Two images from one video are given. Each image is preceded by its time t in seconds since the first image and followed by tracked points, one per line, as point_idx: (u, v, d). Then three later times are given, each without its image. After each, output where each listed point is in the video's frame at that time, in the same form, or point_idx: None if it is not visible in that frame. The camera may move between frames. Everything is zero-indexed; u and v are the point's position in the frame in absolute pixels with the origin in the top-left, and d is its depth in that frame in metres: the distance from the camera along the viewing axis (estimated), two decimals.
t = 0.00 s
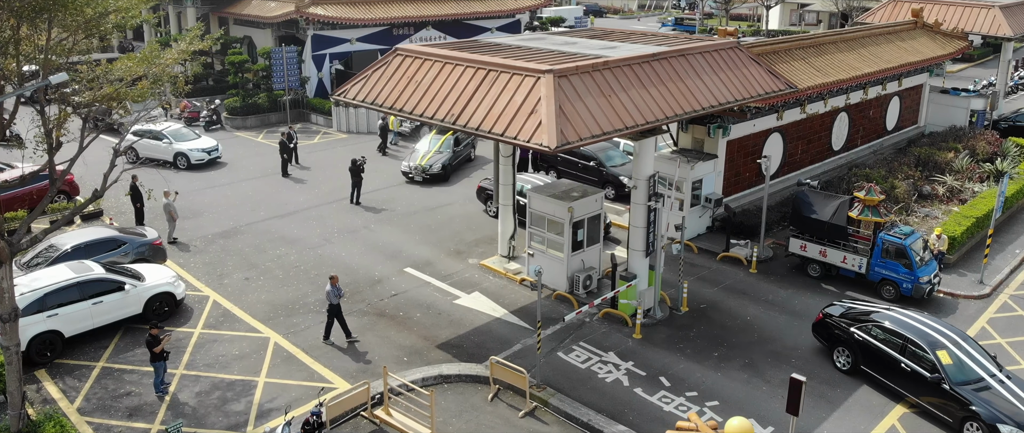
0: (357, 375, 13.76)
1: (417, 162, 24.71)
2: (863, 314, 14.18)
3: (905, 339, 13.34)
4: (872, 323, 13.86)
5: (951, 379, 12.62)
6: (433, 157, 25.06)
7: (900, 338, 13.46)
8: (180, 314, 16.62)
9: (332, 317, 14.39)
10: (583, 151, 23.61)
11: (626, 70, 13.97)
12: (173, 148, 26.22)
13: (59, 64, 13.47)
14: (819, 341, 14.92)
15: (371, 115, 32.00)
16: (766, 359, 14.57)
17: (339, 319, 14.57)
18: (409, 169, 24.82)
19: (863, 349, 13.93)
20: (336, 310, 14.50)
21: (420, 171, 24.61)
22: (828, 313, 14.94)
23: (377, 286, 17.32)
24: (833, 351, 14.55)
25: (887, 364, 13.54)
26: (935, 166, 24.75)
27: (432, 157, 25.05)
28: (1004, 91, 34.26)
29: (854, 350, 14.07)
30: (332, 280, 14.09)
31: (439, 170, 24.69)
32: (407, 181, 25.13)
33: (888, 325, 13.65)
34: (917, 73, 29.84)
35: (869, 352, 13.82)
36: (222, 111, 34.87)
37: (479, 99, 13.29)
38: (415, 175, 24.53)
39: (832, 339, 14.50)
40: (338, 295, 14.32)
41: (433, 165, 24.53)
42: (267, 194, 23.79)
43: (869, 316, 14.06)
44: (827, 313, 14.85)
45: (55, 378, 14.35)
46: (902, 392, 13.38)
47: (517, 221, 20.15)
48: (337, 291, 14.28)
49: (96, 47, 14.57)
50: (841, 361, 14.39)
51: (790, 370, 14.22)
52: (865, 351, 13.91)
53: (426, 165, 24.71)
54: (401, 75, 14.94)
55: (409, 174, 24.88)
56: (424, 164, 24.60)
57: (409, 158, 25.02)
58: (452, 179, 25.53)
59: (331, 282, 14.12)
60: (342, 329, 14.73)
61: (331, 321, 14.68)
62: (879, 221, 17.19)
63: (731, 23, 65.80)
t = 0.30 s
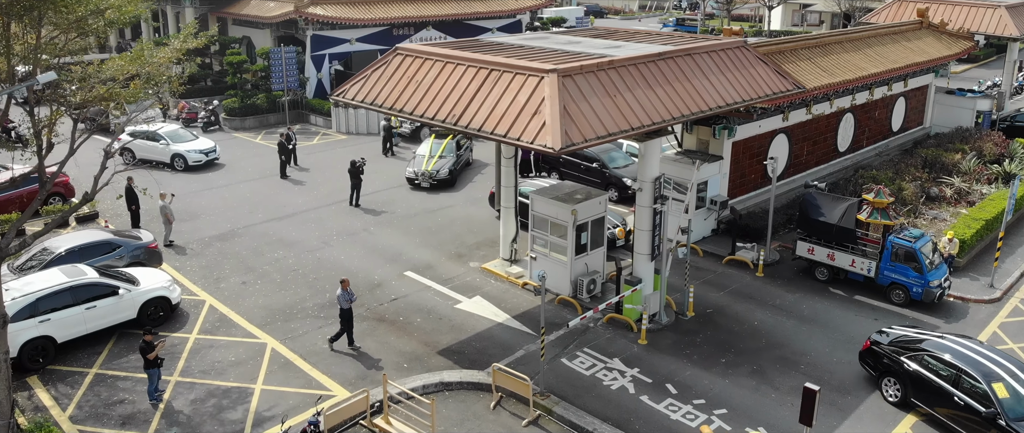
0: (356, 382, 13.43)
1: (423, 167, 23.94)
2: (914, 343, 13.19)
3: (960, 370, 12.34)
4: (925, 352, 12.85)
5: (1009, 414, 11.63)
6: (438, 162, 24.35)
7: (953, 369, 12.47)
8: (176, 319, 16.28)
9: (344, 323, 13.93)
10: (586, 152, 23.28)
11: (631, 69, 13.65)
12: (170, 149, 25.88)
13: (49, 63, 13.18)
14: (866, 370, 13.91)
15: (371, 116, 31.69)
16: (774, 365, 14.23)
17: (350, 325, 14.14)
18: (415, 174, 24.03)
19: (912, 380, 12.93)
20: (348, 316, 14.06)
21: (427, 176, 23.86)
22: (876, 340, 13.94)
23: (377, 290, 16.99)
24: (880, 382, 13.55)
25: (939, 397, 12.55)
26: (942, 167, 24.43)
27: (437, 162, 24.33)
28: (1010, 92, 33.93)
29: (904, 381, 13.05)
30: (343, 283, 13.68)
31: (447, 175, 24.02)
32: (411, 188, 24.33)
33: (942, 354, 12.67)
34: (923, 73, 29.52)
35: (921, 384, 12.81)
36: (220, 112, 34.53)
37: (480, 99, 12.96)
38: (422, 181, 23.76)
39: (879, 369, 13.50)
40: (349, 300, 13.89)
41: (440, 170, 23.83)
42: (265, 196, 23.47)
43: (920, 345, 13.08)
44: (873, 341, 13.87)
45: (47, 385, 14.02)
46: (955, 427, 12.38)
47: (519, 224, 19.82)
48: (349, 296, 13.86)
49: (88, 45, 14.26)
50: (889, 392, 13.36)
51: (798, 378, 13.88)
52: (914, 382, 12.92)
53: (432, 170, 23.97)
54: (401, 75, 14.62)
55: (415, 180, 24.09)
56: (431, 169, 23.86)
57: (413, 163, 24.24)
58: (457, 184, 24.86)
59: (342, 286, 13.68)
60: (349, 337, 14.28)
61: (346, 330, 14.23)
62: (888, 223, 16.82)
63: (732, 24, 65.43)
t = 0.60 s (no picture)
0: (355, 390, 13.09)
1: (431, 173, 23.17)
2: (970, 375, 12.09)
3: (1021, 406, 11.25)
4: (983, 385, 11.76)
5: None
6: (444, 167, 23.60)
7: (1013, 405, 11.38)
8: (171, 324, 15.93)
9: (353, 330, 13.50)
10: (588, 154, 22.93)
11: (637, 68, 13.31)
12: (168, 150, 25.54)
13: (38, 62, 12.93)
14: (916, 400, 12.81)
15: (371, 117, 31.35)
16: (783, 372, 13.89)
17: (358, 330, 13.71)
18: (422, 180, 23.23)
19: (967, 415, 11.86)
20: (356, 321, 13.63)
21: (435, 182, 23.10)
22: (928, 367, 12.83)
23: (376, 294, 16.65)
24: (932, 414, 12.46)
25: None
26: (950, 168, 24.09)
27: (444, 167, 23.60)
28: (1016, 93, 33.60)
29: (958, 414, 12.00)
30: (353, 289, 13.21)
31: (456, 180, 23.31)
32: (418, 194, 23.52)
33: (1001, 388, 11.58)
34: (929, 73, 29.19)
35: (976, 419, 11.74)
36: (219, 113, 34.18)
37: (483, 99, 12.63)
38: (431, 187, 22.99)
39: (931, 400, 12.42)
40: (359, 306, 13.44)
41: (449, 175, 23.12)
42: (263, 198, 23.12)
43: (976, 377, 12.00)
44: (925, 368, 12.77)
45: (38, 392, 13.68)
46: None
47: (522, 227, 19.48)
48: (359, 301, 13.39)
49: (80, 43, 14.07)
50: (942, 426, 12.30)
51: (808, 384, 13.54)
52: (968, 417, 11.85)
53: (441, 176, 23.24)
54: (401, 74, 14.29)
55: (422, 186, 23.29)
56: (440, 174, 23.12)
57: (420, 169, 23.45)
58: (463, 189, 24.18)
59: (352, 292, 13.23)
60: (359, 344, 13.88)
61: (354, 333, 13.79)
62: (898, 226, 16.47)
63: (733, 25, 65.09)
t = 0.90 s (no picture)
0: (353, 397, 12.73)
1: (440, 178, 22.31)
2: None
3: None
4: None
5: None
6: (451, 172, 22.77)
7: None
8: (165, 329, 15.57)
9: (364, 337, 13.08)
10: (592, 155, 22.61)
11: (644, 67, 12.96)
12: (165, 151, 25.19)
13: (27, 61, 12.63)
14: None
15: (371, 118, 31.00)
16: (793, 379, 13.54)
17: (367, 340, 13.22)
18: (430, 187, 22.34)
19: None
20: (367, 330, 13.20)
21: (444, 188, 22.25)
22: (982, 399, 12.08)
23: (376, 299, 16.29)
24: None
25: None
26: (958, 170, 23.73)
27: (451, 171, 22.78)
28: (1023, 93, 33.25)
29: None
30: (363, 296, 12.81)
31: (465, 186, 22.53)
32: (424, 200, 22.60)
33: None
34: (935, 73, 28.85)
35: None
36: (217, 113, 33.82)
37: (485, 98, 12.28)
38: (441, 193, 22.13)
39: None
40: (370, 313, 13.01)
41: (458, 180, 22.34)
42: (261, 200, 22.77)
43: None
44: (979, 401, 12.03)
45: (29, 399, 13.33)
46: None
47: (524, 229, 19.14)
48: (369, 308, 12.99)
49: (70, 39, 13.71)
50: None
51: (819, 391, 13.18)
52: None
53: (449, 181, 22.42)
54: (401, 73, 13.93)
55: (431, 192, 22.39)
56: (448, 180, 22.30)
57: (427, 175, 22.55)
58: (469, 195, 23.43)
59: (363, 298, 12.83)
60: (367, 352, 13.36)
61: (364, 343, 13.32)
62: (909, 228, 16.10)
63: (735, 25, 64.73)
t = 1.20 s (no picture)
0: (352, 405, 12.36)
1: (450, 184, 21.54)
2: None
3: None
4: None
5: None
6: (460, 177, 22.00)
7: None
8: (160, 334, 15.18)
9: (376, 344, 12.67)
10: (595, 156, 22.29)
11: (651, 65, 12.59)
12: (161, 152, 24.83)
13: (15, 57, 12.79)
14: None
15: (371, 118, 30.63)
16: (803, 386, 13.17)
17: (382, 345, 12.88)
18: (440, 193, 21.57)
19: None
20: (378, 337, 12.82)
21: (455, 194, 21.49)
22: None
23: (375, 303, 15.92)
24: None
25: None
26: (966, 171, 23.33)
27: (460, 177, 22.02)
28: None
29: None
30: (373, 301, 12.41)
31: (475, 191, 21.83)
32: (433, 208, 21.82)
33: None
34: (942, 73, 28.50)
35: None
36: (215, 114, 33.47)
37: (487, 98, 11.91)
38: (452, 200, 21.37)
39: None
40: (380, 319, 12.64)
41: (469, 186, 21.62)
42: (260, 201, 22.41)
43: None
44: None
45: (19, 406, 12.96)
46: None
47: (526, 231, 18.78)
48: (380, 314, 12.63)
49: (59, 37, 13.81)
50: None
51: (831, 399, 12.81)
52: None
53: (459, 187, 21.67)
54: (401, 72, 13.57)
55: (441, 199, 21.62)
56: (459, 186, 21.55)
57: (436, 181, 21.76)
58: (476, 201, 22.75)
59: (373, 304, 12.45)
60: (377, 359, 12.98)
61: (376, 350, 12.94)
62: (920, 231, 15.84)
63: (737, 25, 64.36)
